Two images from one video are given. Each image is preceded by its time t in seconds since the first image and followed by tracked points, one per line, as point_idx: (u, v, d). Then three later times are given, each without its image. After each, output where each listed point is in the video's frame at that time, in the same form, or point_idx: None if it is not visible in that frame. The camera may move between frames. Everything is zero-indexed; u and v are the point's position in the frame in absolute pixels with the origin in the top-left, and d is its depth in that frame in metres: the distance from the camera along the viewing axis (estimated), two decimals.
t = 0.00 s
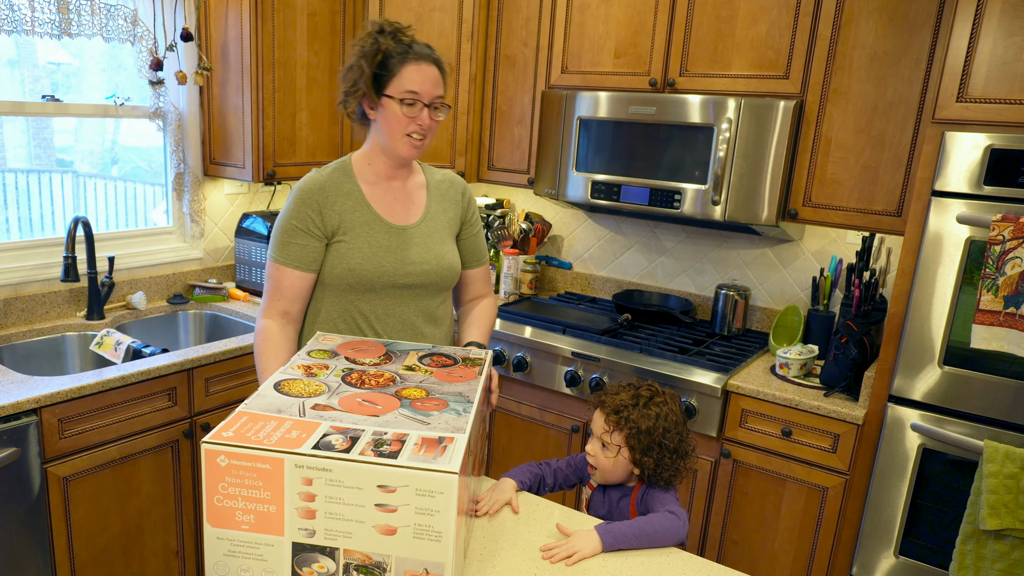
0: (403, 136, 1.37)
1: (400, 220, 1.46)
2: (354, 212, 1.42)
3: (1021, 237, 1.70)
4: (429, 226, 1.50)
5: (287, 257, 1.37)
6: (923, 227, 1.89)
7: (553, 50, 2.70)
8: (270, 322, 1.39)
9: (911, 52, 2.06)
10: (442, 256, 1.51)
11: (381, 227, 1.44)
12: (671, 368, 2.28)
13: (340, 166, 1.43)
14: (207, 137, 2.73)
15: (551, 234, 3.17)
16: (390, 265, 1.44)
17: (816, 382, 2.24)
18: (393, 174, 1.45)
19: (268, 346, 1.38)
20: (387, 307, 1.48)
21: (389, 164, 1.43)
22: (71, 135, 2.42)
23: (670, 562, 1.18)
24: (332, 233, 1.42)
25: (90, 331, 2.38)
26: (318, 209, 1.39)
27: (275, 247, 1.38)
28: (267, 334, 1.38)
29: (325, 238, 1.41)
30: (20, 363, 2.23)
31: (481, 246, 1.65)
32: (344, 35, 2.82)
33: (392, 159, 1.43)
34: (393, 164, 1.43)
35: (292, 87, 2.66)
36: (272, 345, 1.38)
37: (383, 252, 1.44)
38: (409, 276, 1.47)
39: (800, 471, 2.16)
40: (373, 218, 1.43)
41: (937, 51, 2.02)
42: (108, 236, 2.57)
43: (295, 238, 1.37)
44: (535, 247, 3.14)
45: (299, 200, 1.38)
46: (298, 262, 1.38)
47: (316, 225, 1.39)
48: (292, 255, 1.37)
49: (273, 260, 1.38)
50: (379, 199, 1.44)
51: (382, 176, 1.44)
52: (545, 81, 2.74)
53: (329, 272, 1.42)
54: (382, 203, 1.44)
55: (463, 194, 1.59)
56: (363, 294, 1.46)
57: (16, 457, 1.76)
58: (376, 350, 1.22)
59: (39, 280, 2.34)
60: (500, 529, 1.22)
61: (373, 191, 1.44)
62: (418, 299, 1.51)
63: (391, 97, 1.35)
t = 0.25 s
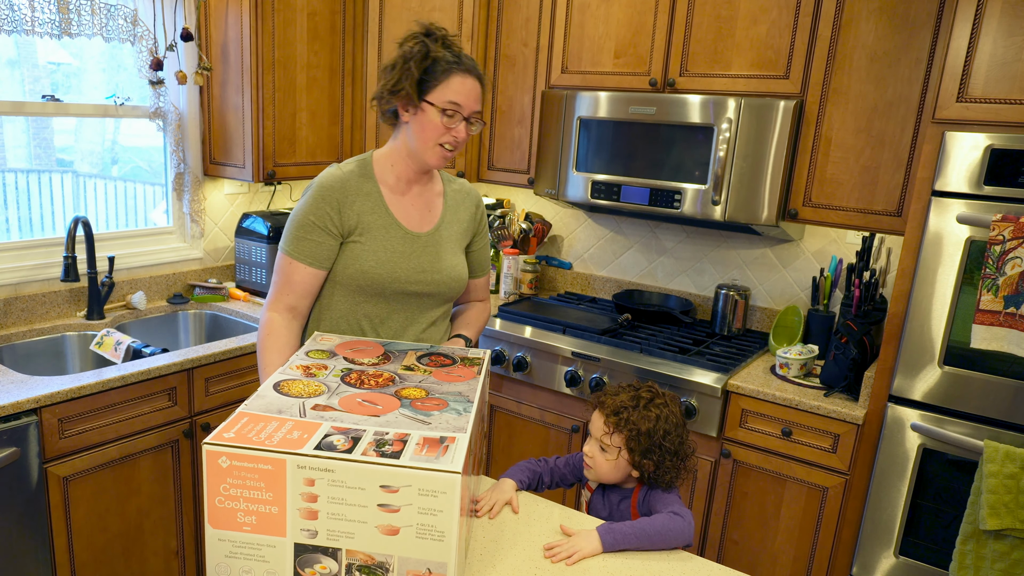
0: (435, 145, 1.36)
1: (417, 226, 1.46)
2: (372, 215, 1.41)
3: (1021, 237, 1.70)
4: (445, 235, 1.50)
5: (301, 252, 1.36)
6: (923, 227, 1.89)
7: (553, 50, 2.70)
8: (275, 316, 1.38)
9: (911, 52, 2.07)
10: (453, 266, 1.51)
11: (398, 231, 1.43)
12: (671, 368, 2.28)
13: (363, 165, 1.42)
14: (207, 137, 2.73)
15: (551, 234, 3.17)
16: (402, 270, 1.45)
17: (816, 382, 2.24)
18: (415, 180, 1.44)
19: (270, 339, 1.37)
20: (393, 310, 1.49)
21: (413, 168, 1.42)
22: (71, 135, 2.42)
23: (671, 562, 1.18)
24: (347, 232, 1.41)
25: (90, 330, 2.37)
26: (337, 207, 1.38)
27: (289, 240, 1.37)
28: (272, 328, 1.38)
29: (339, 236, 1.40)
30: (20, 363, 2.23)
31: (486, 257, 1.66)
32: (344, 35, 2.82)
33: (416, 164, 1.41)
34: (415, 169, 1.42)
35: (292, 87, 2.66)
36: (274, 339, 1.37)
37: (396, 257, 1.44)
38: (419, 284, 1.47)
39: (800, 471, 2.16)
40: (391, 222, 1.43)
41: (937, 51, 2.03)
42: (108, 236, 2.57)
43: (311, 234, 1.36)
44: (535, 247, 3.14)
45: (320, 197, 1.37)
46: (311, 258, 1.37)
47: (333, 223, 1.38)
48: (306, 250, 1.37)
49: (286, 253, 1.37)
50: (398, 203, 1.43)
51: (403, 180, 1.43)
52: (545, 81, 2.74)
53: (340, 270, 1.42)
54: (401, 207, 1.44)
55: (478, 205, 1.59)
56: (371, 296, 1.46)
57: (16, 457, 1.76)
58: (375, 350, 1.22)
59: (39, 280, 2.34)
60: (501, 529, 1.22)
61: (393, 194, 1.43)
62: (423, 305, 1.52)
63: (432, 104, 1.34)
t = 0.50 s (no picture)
0: (446, 157, 1.37)
1: (419, 235, 1.45)
2: (374, 223, 1.41)
3: (1021, 237, 1.70)
4: (446, 244, 1.49)
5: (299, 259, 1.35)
6: (923, 227, 1.89)
7: (553, 50, 2.70)
8: (270, 317, 1.37)
9: (911, 52, 2.07)
10: (453, 274, 1.51)
11: (399, 240, 1.43)
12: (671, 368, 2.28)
13: (368, 172, 1.41)
14: (207, 137, 2.73)
15: (551, 234, 3.17)
16: (402, 278, 1.44)
17: (816, 382, 2.24)
18: (419, 187, 1.44)
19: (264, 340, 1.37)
20: (391, 316, 1.49)
21: (419, 175, 1.42)
22: (71, 135, 2.42)
23: (670, 562, 1.18)
24: (348, 238, 1.41)
25: (90, 330, 2.38)
26: (339, 214, 1.37)
27: (288, 244, 1.35)
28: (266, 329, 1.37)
29: (340, 243, 1.39)
30: (20, 363, 2.23)
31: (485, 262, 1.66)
32: (344, 35, 2.82)
33: (423, 171, 1.41)
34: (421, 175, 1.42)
35: (292, 87, 2.66)
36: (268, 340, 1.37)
37: (396, 265, 1.43)
38: (419, 292, 1.47)
39: (800, 471, 2.16)
40: (392, 230, 1.42)
41: (937, 50, 2.02)
42: (108, 236, 2.57)
43: (311, 241, 1.35)
44: (535, 247, 3.14)
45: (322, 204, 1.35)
46: (309, 265, 1.36)
47: (334, 230, 1.37)
48: (305, 257, 1.36)
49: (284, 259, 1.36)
50: (402, 211, 1.43)
51: (407, 187, 1.42)
52: (545, 81, 2.74)
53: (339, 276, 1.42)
54: (403, 216, 1.43)
55: (480, 212, 1.59)
56: (369, 303, 1.46)
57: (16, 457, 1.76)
58: (372, 351, 1.22)
59: (39, 280, 2.34)
60: (500, 528, 1.22)
61: (397, 202, 1.42)
62: (422, 311, 1.52)
63: (449, 117, 1.34)
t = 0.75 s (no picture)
0: (431, 156, 1.35)
1: (408, 236, 1.45)
2: (360, 227, 1.41)
3: (1021, 237, 1.70)
4: (436, 242, 1.49)
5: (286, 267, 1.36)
6: (923, 227, 1.89)
7: (553, 50, 2.70)
8: (258, 321, 1.38)
9: (911, 52, 2.07)
10: (447, 272, 1.50)
11: (387, 242, 1.43)
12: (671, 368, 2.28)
13: (353, 175, 1.41)
14: (207, 137, 2.73)
15: (551, 234, 3.17)
16: (393, 280, 1.44)
17: (816, 382, 2.24)
18: (406, 187, 1.43)
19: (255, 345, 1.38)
20: (387, 319, 1.49)
21: (404, 175, 1.41)
22: (71, 135, 2.42)
23: (671, 562, 1.18)
24: (334, 244, 1.41)
25: (90, 331, 2.37)
26: (323, 220, 1.37)
27: (275, 253, 1.36)
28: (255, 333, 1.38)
29: (326, 249, 1.40)
30: (20, 363, 2.23)
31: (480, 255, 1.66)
32: (344, 35, 2.82)
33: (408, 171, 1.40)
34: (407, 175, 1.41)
35: (292, 87, 2.66)
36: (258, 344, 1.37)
37: (386, 267, 1.43)
38: (412, 293, 1.46)
39: (800, 471, 2.16)
40: (379, 232, 1.42)
41: (937, 51, 2.03)
42: (108, 236, 2.57)
43: (296, 248, 1.36)
44: (535, 247, 3.14)
45: (304, 211, 1.36)
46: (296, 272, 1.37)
47: (319, 236, 1.38)
48: (291, 264, 1.36)
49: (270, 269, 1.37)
50: (389, 213, 1.43)
51: (393, 188, 1.42)
52: (545, 81, 2.74)
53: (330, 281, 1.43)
54: (391, 217, 1.43)
55: (472, 206, 1.58)
56: (364, 308, 1.46)
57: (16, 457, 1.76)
58: (371, 351, 1.22)
59: (38, 280, 2.34)
60: (502, 528, 1.22)
61: (382, 203, 1.42)
62: (418, 312, 1.52)
63: (430, 117, 1.32)
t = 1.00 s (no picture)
0: (431, 154, 1.34)
1: (418, 235, 1.43)
2: (368, 226, 1.40)
3: (1021, 237, 1.70)
4: (449, 241, 1.46)
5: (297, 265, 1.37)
6: (923, 227, 1.89)
7: (553, 50, 2.70)
8: (274, 321, 1.39)
9: (911, 52, 2.06)
10: (459, 271, 1.48)
11: (396, 241, 1.41)
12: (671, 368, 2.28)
13: (363, 174, 1.41)
14: (207, 137, 2.73)
15: (551, 234, 3.17)
16: (403, 280, 1.43)
17: (816, 382, 2.24)
18: (416, 185, 1.42)
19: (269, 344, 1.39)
20: (400, 319, 1.48)
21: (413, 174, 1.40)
22: (71, 135, 2.42)
23: (670, 563, 1.18)
24: (343, 243, 1.41)
25: (90, 331, 2.38)
26: (331, 218, 1.37)
27: (286, 251, 1.37)
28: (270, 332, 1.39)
29: (335, 247, 1.40)
30: (20, 363, 2.23)
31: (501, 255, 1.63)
32: (344, 35, 2.82)
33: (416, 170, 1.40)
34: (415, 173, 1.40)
35: (292, 87, 2.66)
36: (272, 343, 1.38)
37: (395, 266, 1.42)
38: (423, 292, 1.45)
39: (800, 471, 2.16)
40: (388, 231, 1.41)
41: (937, 50, 2.02)
42: (108, 236, 2.57)
43: (305, 246, 1.37)
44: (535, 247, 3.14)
45: (312, 209, 1.36)
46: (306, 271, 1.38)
47: (327, 235, 1.38)
48: (300, 262, 1.37)
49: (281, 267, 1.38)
50: (398, 211, 1.42)
51: (402, 187, 1.42)
52: (545, 81, 2.74)
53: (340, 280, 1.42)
54: (401, 216, 1.42)
55: (490, 206, 1.55)
56: (376, 307, 1.45)
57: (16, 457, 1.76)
58: (378, 350, 1.22)
59: (39, 280, 2.34)
60: (501, 528, 1.22)
61: (391, 202, 1.41)
62: (432, 312, 1.50)
63: (426, 113, 1.31)
